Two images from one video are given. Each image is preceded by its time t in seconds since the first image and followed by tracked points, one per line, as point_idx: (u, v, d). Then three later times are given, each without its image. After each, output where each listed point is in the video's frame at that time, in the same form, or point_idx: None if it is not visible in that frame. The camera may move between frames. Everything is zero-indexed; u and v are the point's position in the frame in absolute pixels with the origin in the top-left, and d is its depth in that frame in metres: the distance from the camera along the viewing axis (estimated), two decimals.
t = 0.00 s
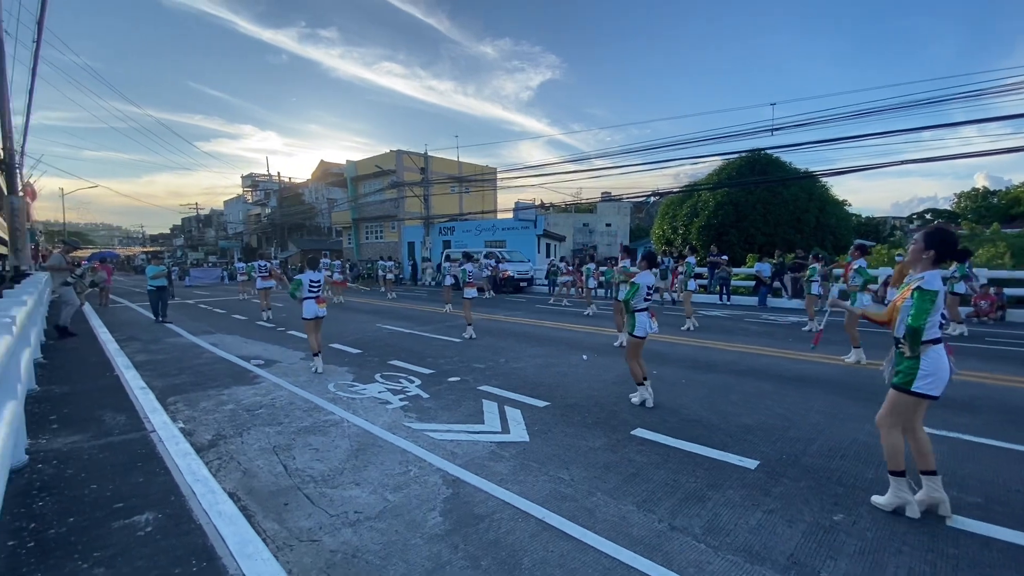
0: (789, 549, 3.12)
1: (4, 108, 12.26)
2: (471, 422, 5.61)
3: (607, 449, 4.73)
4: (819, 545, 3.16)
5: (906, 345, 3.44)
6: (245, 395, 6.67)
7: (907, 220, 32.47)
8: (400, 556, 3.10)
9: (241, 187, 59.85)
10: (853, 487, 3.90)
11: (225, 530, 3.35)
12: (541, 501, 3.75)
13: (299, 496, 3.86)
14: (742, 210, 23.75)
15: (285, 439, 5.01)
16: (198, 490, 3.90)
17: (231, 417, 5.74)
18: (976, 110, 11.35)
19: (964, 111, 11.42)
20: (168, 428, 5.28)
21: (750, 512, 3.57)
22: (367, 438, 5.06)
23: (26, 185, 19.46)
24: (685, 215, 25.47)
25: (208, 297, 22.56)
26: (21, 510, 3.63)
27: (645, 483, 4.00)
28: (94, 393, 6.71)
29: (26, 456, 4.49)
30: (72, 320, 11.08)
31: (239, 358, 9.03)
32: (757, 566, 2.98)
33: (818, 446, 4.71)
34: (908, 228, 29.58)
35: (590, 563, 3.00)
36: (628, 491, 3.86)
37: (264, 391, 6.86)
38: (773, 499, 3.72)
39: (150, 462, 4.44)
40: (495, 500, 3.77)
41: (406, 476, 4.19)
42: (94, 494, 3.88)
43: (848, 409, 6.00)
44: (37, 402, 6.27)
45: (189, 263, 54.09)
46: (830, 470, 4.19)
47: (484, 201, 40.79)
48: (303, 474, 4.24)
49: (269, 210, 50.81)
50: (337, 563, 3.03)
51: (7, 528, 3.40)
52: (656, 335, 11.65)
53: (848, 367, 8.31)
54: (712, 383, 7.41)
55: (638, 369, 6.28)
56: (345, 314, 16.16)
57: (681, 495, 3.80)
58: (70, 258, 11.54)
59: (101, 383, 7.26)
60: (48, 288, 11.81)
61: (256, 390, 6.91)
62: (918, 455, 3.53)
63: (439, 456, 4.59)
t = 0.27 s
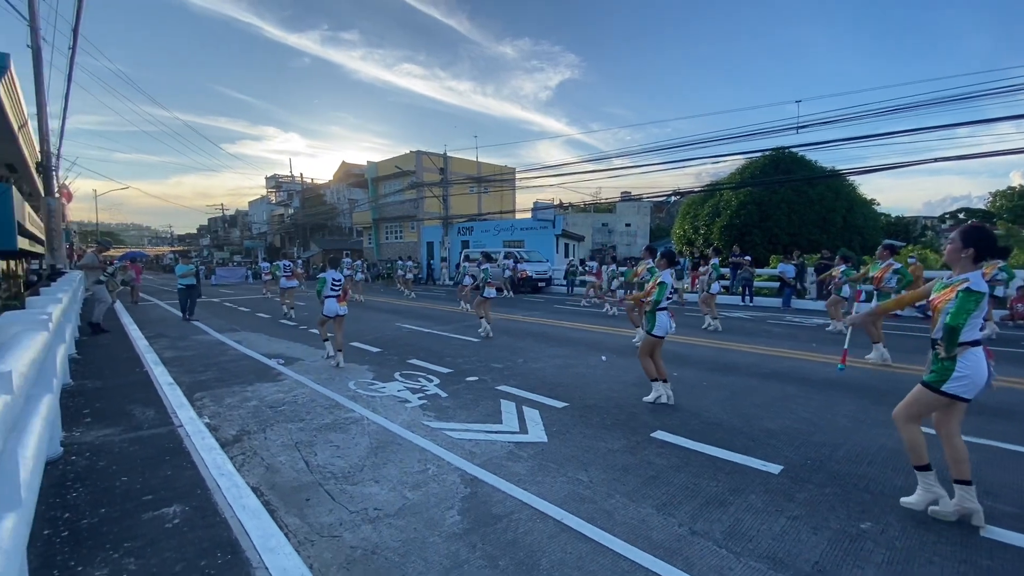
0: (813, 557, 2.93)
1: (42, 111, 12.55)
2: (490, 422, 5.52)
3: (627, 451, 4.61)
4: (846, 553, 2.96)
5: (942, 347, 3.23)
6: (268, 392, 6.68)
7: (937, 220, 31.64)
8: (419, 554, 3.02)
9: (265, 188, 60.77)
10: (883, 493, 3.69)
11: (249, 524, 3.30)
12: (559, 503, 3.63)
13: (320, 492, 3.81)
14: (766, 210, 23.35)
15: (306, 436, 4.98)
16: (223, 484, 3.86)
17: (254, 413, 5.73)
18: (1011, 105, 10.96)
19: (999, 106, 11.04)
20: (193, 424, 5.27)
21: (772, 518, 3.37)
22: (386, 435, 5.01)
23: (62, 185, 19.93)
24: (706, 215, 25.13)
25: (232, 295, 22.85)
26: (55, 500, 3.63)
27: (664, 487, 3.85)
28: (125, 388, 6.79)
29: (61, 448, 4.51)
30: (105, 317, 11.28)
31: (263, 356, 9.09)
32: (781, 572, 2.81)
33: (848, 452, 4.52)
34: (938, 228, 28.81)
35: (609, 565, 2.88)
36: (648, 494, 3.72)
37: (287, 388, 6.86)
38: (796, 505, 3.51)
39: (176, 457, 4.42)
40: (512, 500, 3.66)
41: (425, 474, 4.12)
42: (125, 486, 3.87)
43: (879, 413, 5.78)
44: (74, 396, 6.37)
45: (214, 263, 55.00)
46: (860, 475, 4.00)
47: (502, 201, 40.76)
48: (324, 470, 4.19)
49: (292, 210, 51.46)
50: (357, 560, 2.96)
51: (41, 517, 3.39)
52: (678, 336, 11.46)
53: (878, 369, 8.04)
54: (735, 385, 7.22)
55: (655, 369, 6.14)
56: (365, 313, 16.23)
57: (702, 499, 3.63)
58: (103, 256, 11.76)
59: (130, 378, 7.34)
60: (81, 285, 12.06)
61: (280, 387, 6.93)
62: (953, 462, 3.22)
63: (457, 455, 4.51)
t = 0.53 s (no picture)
0: (832, 563, 2.88)
1: (67, 114, 12.76)
2: (502, 422, 5.51)
3: (640, 453, 4.57)
4: (864, 559, 2.91)
5: (962, 350, 3.13)
6: (285, 390, 6.72)
7: (958, 220, 31.08)
8: (431, 553, 3.01)
9: (282, 188, 61.31)
10: (902, 497, 3.63)
11: (264, 521, 3.31)
12: (573, 504, 3.60)
13: (334, 490, 3.82)
14: (782, 211, 23.10)
15: (321, 434, 5.00)
16: (240, 481, 3.89)
17: (270, 411, 5.78)
18: None
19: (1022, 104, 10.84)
20: (211, 421, 5.32)
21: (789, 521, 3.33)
22: (399, 434, 5.01)
23: (85, 186, 20.27)
24: (722, 215, 24.92)
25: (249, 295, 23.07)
26: (77, 494, 3.67)
27: (679, 490, 3.81)
28: (143, 385, 6.88)
29: (83, 443, 4.57)
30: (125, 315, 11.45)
31: (278, 354, 9.16)
32: None
33: (866, 456, 4.45)
34: (959, 229, 28.30)
35: (622, 568, 2.86)
36: (662, 497, 3.68)
37: (302, 387, 6.90)
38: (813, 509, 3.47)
39: (194, 454, 4.46)
40: (524, 500, 3.64)
41: (438, 474, 4.11)
42: (144, 482, 3.91)
43: (898, 418, 5.68)
44: (94, 391, 6.48)
45: (231, 262, 55.62)
46: (877, 479, 3.93)
47: (516, 201, 40.74)
48: (338, 469, 4.20)
49: (308, 210, 51.85)
50: (371, 558, 2.96)
51: (64, 511, 3.44)
52: (693, 337, 11.36)
53: (897, 373, 7.90)
54: (751, 388, 7.13)
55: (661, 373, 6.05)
56: (379, 312, 16.30)
57: (717, 503, 3.58)
58: (124, 256, 11.93)
59: (150, 375, 7.44)
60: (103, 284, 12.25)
61: (295, 385, 6.97)
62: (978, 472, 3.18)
63: (469, 455, 4.50)
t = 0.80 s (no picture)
0: (843, 568, 2.86)
1: (80, 116, 12.93)
2: (510, 423, 5.51)
3: (649, 455, 4.56)
4: (875, 563, 2.89)
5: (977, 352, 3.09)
6: (294, 390, 6.77)
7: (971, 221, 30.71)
8: (439, 553, 3.03)
9: (291, 190, 61.65)
10: (915, 501, 3.60)
11: (273, 519, 3.34)
12: (581, 506, 3.61)
13: (343, 489, 3.84)
14: (792, 211, 22.96)
15: (330, 434, 5.02)
16: (249, 479, 3.92)
17: (279, 410, 5.81)
18: None
19: None
20: (222, 420, 5.37)
21: (799, 525, 3.31)
22: (407, 434, 5.03)
23: (98, 188, 20.50)
24: (731, 216, 24.80)
25: (259, 295, 23.20)
26: (91, 491, 3.72)
27: (688, 492, 3.80)
28: (155, 384, 6.95)
29: (96, 441, 4.63)
30: (137, 315, 11.57)
31: (287, 354, 9.21)
32: None
33: (877, 459, 4.42)
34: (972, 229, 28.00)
35: (630, 570, 2.86)
36: (671, 499, 3.68)
37: (312, 386, 6.94)
38: (823, 513, 3.45)
39: (204, 452, 4.50)
40: (532, 501, 3.65)
41: (446, 474, 4.12)
42: (156, 479, 3.95)
43: (910, 421, 5.63)
44: (107, 390, 6.55)
45: (241, 263, 56.00)
46: (889, 483, 3.90)
47: (524, 202, 40.76)
48: (347, 468, 4.22)
49: (317, 211, 52.11)
50: (379, 557, 2.98)
51: (78, 507, 3.48)
52: (702, 339, 11.31)
53: (909, 375, 7.84)
54: (760, 390, 7.09)
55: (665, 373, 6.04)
56: (388, 312, 16.35)
57: (726, 506, 3.57)
58: (136, 256, 12.05)
59: (161, 374, 7.51)
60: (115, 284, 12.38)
61: (304, 385, 7.01)
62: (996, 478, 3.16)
63: (477, 456, 4.51)
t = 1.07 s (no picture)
0: (847, 571, 2.85)
1: (87, 118, 13.00)
2: (514, 424, 5.51)
3: (652, 456, 4.56)
4: (879, 566, 2.88)
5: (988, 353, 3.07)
6: (298, 390, 6.78)
7: (978, 222, 30.56)
8: (442, 554, 3.03)
9: (295, 190, 61.78)
10: (919, 504, 3.58)
11: (277, 519, 3.35)
12: (584, 507, 3.60)
13: (346, 490, 3.85)
14: (797, 212, 22.91)
15: (334, 434, 5.03)
16: (253, 479, 3.93)
17: (283, 411, 5.83)
18: None
19: None
20: (226, 420, 5.39)
21: (803, 527, 3.31)
22: (410, 435, 5.04)
23: (105, 189, 20.60)
24: (734, 217, 24.76)
25: (263, 296, 23.26)
26: (96, 490, 3.74)
27: (692, 495, 3.79)
28: (159, 384, 6.98)
29: (102, 441, 4.66)
30: (142, 315, 11.62)
31: (292, 355, 9.24)
32: None
33: (882, 461, 4.40)
34: (978, 230, 27.87)
35: (634, 572, 2.86)
36: (675, 501, 3.67)
37: (315, 387, 6.95)
38: (827, 515, 3.45)
39: (208, 452, 4.52)
40: (536, 503, 3.65)
41: (449, 475, 4.13)
42: (161, 479, 3.96)
43: (915, 423, 5.61)
44: (112, 390, 6.58)
45: (246, 263, 56.13)
46: (894, 486, 3.88)
47: (527, 203, 40.76)
48: (351, 469, 4.23)
49: (321, 212, 52.24)
50: (382, 558, 2.98)
51: (83, 507, 3.50)
52: (705, 340, 11.29)
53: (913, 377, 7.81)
54: (764, 392, 7.07)
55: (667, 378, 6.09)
56: (392, 313, 16.38)
57: (730, 508, 3.57)
58: (141, 257, 12.09)
59: (166, 374, 7.54)
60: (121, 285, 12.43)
61: (308, 385, 7.03)
62: (994, 478, 3.09)
63: (481, 457, 4.51)
